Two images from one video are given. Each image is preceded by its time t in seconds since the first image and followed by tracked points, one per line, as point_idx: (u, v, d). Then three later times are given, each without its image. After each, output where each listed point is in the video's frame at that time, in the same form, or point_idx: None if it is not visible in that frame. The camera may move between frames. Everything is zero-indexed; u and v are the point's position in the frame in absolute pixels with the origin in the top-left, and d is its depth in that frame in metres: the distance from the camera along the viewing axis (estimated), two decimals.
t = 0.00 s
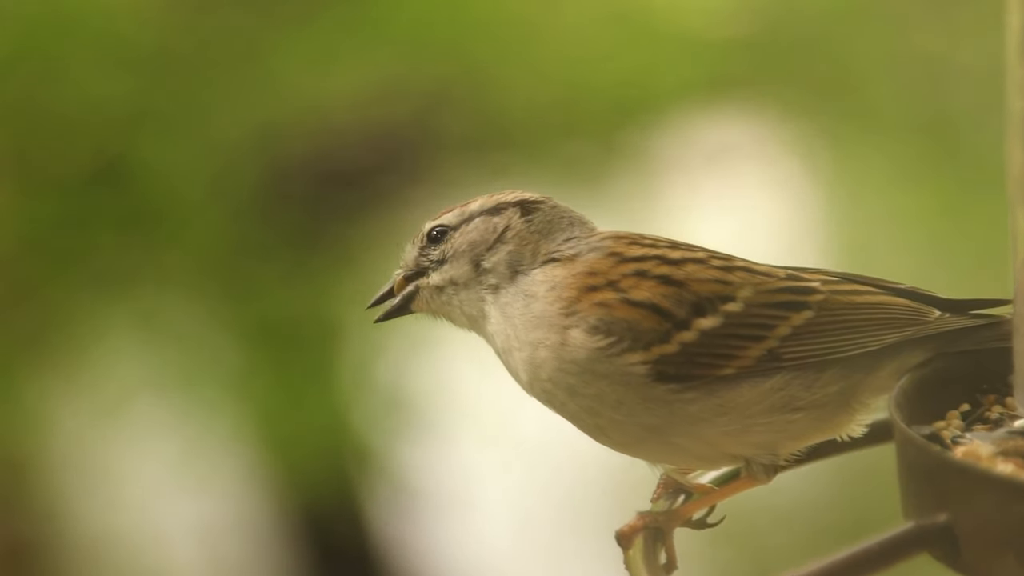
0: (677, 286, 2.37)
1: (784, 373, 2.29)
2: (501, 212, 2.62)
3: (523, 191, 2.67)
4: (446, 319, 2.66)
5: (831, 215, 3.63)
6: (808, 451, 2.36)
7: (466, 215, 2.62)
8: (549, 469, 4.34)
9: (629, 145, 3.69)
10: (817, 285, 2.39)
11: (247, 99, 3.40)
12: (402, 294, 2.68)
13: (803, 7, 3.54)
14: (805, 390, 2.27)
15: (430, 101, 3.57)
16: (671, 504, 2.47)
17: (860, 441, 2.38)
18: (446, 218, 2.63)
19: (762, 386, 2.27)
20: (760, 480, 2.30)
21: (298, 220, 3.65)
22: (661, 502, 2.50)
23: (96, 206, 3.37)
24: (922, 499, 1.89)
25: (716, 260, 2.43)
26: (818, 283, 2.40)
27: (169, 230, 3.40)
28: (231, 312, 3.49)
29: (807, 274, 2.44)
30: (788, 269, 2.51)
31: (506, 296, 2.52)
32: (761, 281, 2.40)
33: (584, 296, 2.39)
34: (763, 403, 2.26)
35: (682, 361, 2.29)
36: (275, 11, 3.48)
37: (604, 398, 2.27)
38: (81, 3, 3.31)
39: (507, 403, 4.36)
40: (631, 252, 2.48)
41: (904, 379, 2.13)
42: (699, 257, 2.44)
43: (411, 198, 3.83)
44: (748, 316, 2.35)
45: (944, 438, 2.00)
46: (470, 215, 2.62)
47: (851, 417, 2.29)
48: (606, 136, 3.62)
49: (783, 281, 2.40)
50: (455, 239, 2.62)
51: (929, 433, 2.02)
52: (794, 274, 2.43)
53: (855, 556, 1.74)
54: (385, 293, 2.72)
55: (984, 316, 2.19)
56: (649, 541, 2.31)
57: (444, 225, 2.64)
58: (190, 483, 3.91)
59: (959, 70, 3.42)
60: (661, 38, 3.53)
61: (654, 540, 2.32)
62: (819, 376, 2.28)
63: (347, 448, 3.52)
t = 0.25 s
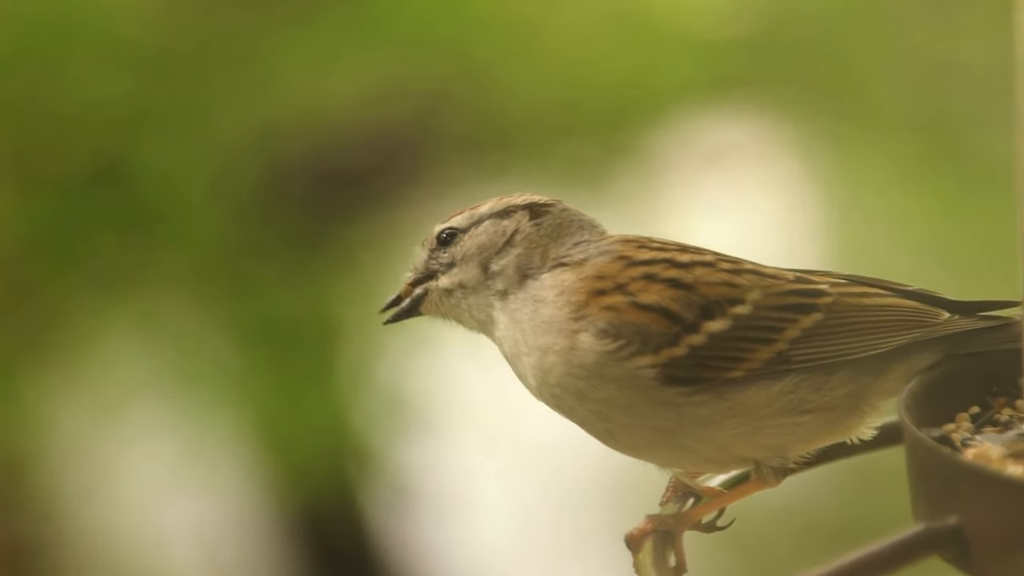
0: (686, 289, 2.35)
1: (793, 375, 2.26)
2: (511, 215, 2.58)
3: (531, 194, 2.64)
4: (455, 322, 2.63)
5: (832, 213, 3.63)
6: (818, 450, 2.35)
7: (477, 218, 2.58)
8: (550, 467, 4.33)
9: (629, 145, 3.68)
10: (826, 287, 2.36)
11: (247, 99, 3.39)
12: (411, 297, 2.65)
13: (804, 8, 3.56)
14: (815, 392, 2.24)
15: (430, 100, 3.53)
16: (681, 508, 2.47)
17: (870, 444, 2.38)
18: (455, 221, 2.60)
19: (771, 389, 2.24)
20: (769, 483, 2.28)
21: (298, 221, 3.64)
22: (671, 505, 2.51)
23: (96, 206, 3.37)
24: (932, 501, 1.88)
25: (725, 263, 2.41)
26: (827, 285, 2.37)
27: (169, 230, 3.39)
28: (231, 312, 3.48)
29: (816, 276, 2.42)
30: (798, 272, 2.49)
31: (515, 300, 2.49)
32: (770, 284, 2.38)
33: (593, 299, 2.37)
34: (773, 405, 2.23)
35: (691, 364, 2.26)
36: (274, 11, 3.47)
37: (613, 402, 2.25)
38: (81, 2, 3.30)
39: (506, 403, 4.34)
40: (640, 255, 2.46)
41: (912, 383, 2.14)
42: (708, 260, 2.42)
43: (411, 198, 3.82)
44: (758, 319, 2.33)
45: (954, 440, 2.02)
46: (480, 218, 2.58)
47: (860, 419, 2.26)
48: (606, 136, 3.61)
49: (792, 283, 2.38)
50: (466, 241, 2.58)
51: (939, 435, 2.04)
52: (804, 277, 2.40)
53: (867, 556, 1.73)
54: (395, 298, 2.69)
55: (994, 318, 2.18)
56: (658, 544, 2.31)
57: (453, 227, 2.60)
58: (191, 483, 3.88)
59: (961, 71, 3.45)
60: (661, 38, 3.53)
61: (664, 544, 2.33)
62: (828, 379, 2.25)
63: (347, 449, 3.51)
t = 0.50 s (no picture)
0: (690, 289, 2.35)
1: (797, 374, 2.25)
2: (508, 248, 2.56)
3: (534, 210, 2.52)
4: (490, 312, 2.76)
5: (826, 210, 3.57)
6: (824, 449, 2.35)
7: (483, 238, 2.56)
8: (551, 466, 4.19)
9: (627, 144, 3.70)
10: (830, 285, 2.35)
11: (247, 98, 3.40)
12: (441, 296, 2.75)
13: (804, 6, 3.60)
14: (820, 391, 2.23)
15: (429, 100, 3.52)
16: (688, 508, 2.47)
17: (876, 445, 2.38)
18: (466, 233, 2.59)
19: (775, 387, 2.24)
20: (777, 482, 2.30)
21: (297, 220, 3.60)
22: (678, 506, 2.51)
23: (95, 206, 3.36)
24: (939, 501, 1.88)
25: (729, 263, 2.42)
26: (831, 284, 2.36)
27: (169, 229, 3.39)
28: (231, 313, 3.46)
29: (820, 275, 2.41)
30: (801, 271, 2.48)
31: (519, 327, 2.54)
32: (773, 283, 2.37)
33: (596, 305, 2.38)
34: (778, 404, 2.22)
35: (694, 363, 2.26)
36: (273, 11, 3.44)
37: (617, 404, 2.25)
38: (81, 3, 3.29)
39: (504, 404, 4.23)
40: (645, 258, 2.46)
41: (921, 381, 2.13)
42: (711, 260, 2.42)
43: (409, 200, 3.77)
44: (760, 318, 2.32)
45: (961, 440, 2.02)
46: (488, 235, 2.56)
47: (865, 419, 2.26)
48: (606, 135, 3.63)
49: (795, 282, 2.37)
50: (472, 269, 2.62)
51: (947, 435, 2.04)
52: (807, 276, 2.40)
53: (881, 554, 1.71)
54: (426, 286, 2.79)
55: (1000, 316, 2.17)
56: (664, 546, 2.34)
57: (466, 240, 2.60)
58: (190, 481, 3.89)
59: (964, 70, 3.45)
60: (660, 37, 3.56)
61: (671, 545, 2.34)
62: (833, 378, 2.25)
63: (346, 448, 3.51)
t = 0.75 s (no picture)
0: (698, 288, 2.34)
1: (803, 374, 2.25)
2: (514, 243, 2.54)
3: (538, 205, 2.49)
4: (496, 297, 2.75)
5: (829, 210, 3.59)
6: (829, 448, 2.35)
7: (491, 232, 2.54)
8: (556, 464, 4.29)
9: (630, 143, 3.69)
10: (838, 286, 2.35)
11: (247, 98, 3.39)
12: (449, 281, 2.75)
13: (805, 5, 3.56)
14: (826, 391, 2.24)
15: (430, 100, 3.53)
16: (693, 506, 2.46)
17: (879, 442, 2.40)
18: (474, 225, 2.56)
19: (781, 387, 2.24)
20: (782, 481, 2.30)
21: (299, 218, 3.62)
22: (683, 504, 2.49)
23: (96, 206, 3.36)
24: (944, 500, 1.88)
25: (738, 261, 2.41)
26: (838, 284, 2.36)
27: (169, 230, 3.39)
28: (232, 313, 3.47)
29: (827, 275, 2.41)
30: (808, 270, 2.48)
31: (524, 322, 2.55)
32: (781, 283, 2.36)
33: (604, 301, 2.39)
34: (784, 403, 2.22)
35: (701, 361, 2.26)
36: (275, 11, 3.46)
37: (623, 401, 2.25)
38: (81, 2, 3.30)
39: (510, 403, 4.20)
40: (655, 256, 2.46)
41: (926, 379, 2.12)
42: (721, 259, 2.42)
43: (412, 201, 3.81)
44: (767, 318, 2.31)
45: (966, 439, 2.03)
46: (495, 229, 2.53)
47: (871, 418, 2.28)
48: (607, 134, 3.62)
49: (803, 282, 2.37)
50: (480, 261, 2.61)
51: (951, 433, 2.04)
52: (814, 276, 2.40)
53: (886, 552, 1.71)
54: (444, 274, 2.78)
55: (1006, 317, 2.17)
56: (670, 544, 2.33)
57: (473, 232, 2.57)
58: (192, 481, 3.90)
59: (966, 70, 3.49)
60: (660, 37, 3.56)
61: (676, 544, 2.33)
62: (839, 378, 2.25)
63: (347, 446, 3.52)
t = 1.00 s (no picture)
0: (699, 286, 2.34)
1: (804, 371, 2.26)
2: (513, 241, 2.54)
3: (538, 203, 2.49)
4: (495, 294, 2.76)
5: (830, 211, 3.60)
6: (829, 445, 2.35)
7: (490, 230, 2.54)
8: (554, 464, 4.33)
9: (630, 144, 3.69)
10: (838, 283, 2.35)
11: (247, 97, 3.39)
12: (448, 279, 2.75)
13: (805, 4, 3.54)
14: (826, 387, 2.24)
15: (430, 100, 3.53)
16: (694, 503, 2.46)
17: (879, 439, 2.39)
18: (474, 222, 2.56)
19: (782, 384, 2.24)
20: (782, 477, 2.30)
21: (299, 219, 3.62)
22: (683, 500, 2.49)
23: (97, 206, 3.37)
24: (944, 496, 1.88)
25: (738, 259, 2.40)
26: (839, 281, 2.36)
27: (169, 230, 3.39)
28: (233, 312, 3.48)
29: (828, 271, 2.41)
30: (808, 266, 2.48)
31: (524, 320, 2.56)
32: (783, 281, 2.36)
33: (605, 299, 2.39)
34: (785, 400, 2.23)
35: (702, 359, 2.27)
36: (274, 11, 3.48)
37: (624, 399, 2.27)
38: (82, 2, 3.31)
39: (511, 403, 4.25)
40: (656, 253, 2.46)
41: (927, 377, 2.11)
42: (721, 256, 2.41)
43: (412, 202, 3.81)
44: (768, 316, 2.31)
45: (966, 436, 2.04)
46: (494, 227, 2.53)
47: (871, 415, 2.28)
48: (607, 134, 3.62)
49: (803, 279, 2.37)
50: (479, 259, 2.61)
51: (952, 430, 2.05)
52: (815, 272, 2.40)
53: (884, 550, 1.72)
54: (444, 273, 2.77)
55: (1006, 313, 2.16)
56: (671, 540, 2.33)
57: (473, 230, 2.57)
58: (191, 481, 3.92)
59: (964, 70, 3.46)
60: (660, 36, 3.56)
61: (677, 541, 2.33)
62: (839, 374, 2.25)
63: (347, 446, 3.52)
